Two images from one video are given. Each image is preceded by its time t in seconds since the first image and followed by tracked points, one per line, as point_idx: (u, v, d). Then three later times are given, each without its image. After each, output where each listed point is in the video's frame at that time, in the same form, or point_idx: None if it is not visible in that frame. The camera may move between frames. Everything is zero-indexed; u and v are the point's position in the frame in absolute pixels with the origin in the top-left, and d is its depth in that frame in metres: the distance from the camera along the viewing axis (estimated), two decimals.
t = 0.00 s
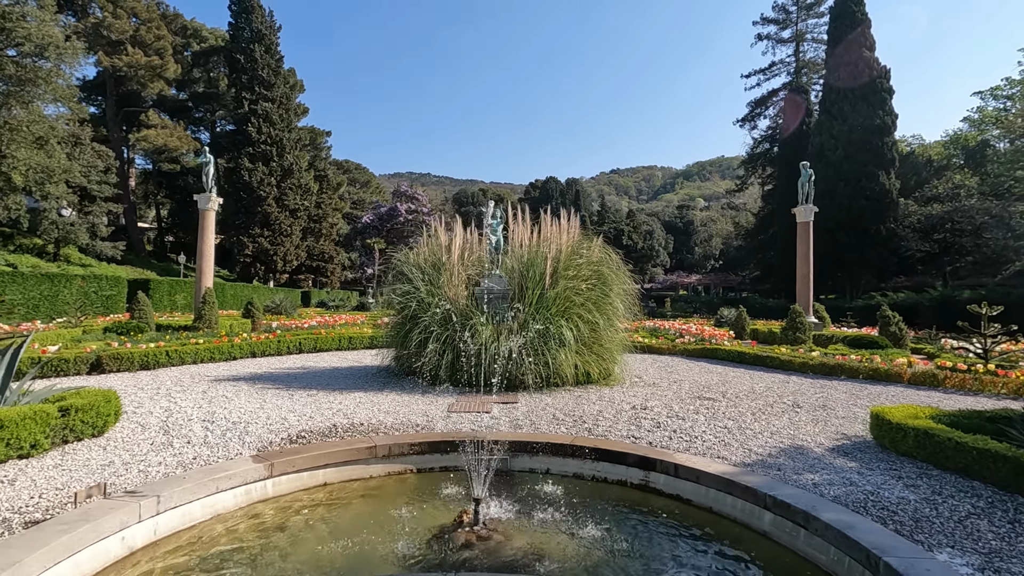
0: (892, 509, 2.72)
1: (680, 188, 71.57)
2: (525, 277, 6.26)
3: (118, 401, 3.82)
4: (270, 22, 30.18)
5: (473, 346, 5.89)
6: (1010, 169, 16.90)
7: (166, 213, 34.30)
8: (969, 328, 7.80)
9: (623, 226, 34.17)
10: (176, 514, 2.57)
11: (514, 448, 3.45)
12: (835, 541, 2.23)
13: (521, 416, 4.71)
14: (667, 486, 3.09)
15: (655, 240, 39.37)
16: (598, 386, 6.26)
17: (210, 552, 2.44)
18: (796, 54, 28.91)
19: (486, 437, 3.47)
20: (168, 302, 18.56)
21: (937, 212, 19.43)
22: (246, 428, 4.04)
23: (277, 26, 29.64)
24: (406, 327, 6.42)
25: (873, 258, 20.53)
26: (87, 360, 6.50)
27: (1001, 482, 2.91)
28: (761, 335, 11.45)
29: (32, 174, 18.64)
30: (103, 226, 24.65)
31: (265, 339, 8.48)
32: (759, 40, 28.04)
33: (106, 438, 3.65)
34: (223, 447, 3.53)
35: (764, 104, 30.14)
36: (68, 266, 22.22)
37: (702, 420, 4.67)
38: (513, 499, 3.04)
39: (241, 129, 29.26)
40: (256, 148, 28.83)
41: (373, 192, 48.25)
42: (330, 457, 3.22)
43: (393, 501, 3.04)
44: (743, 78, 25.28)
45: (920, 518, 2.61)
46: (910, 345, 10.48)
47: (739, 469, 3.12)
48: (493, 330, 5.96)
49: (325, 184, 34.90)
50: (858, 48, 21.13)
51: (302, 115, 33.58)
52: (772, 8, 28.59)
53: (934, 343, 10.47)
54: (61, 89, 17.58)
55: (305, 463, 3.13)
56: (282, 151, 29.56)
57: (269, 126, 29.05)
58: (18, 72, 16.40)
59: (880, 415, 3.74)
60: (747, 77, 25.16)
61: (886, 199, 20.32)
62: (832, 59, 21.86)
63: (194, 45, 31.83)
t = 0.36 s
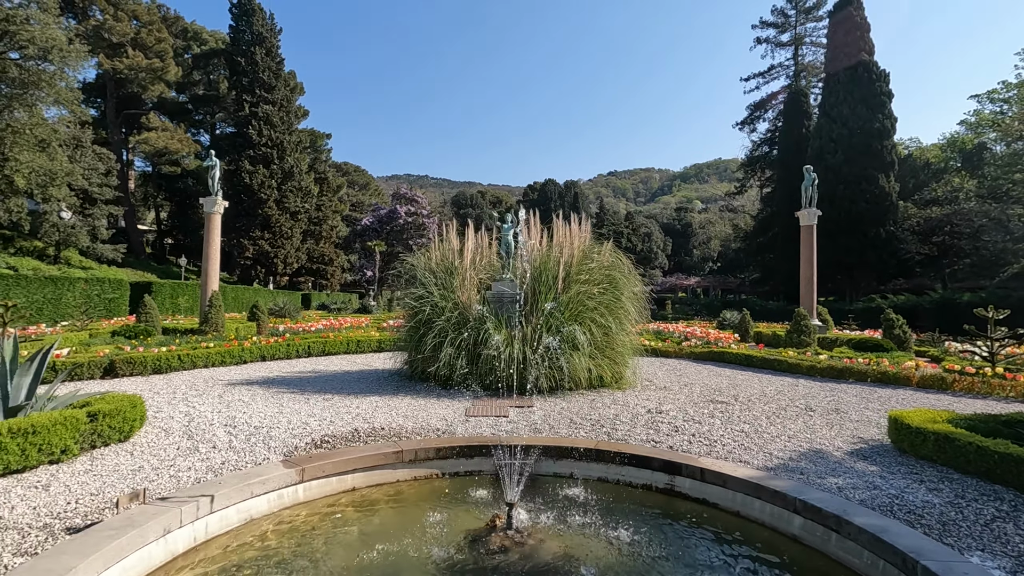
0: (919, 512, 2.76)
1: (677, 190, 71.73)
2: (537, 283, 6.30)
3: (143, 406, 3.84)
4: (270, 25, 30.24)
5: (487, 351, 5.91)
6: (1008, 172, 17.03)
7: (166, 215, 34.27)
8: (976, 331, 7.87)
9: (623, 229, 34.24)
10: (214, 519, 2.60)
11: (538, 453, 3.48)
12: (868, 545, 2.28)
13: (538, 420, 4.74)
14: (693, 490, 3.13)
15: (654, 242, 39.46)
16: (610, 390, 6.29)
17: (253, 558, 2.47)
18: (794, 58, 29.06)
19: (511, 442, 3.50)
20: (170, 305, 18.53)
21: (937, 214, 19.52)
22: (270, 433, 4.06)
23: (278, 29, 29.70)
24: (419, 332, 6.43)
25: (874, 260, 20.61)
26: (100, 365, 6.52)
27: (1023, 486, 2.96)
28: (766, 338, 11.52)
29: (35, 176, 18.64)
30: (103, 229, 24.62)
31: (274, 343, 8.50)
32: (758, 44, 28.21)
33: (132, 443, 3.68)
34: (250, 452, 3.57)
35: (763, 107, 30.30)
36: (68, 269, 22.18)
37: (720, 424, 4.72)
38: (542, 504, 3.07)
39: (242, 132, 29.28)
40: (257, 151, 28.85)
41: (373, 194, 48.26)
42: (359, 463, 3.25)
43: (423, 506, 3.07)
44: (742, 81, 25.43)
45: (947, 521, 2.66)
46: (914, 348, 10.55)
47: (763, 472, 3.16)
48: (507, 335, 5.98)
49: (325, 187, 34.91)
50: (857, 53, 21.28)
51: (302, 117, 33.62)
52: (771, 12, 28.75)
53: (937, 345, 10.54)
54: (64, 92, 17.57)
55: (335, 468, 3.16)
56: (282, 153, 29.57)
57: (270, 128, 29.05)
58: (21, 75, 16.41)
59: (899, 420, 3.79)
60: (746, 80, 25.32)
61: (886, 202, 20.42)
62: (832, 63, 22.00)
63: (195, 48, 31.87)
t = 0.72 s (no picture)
0: (938, 509, 2.84)
1: (676, 192, 71.93)
2: (549, 285, 6.38)
3: (170, 406, 3.91)
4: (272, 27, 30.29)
5: (502, 351, 5.98)
6: (1007, 175, 17.16)
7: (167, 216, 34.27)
8: (980, 333, 7.96)
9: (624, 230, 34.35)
10: (254, 517, 2.66)
11: (561, 452, 3.54)
12: (895, 540, 2.36)
13: (556, 420, 4.81)
14: (716, 488, 3.20)
15: (653, 244, 39.56)
16: (621, 391, 6.36)
17: (296, 553, 2.54)
18: (794, 60, 29.20)
19: (535, 442, 3.57)
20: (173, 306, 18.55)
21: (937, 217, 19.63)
22: (295, 432, 4.13)
23: (280, 31, 29.77)
24: (433, 333, 6.50)
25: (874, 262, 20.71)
26: (117, 366, 6.58)
27: None
28: (770, 339, 11.61)
29: (40, 178, 18.67)
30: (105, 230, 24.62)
31: (285, 344, 8.57)
32: (758, 47, 28.36)
33: (161, 442, 3.74)
34: (278, 451, 3.63)
35: (763, 110, 30.43)
36: (71, 270, 22.18)
37: (734, 424, 4.80)
38: (569, 502, 3.13)
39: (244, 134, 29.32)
40: (258, 152, 28.90)
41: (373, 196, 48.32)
42: (388, 462, 3.32)
43: (452, 504, 3.13)
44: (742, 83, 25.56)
45: (967, 517, 2.74)
46: (917, 350, 10.63)
47: (784, 471, 3.23)
48: (521, 335, 6.05)
49: (326, 188, 34.95)
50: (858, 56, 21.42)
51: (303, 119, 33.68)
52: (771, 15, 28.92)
53: (940, 347, 10.64)
54: (69, 93, 17.61)
55: (365, 467, 3.23)
56: (284, 155, 29.61)
57: (271, 130, 29.10)
58: (27, 77, 16.46)
59: (913, 420, 3.87)
60: (746, 83, 25.44)
61: (886, 204, 20.53)
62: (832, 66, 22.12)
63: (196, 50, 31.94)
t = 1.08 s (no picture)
0: (956, 505, 2.93)
1: (674, 190, 72.02)
2: (562, 284, 6.44)
3: (199, 408, 3.98)
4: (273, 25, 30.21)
5: (517, 351, 6.04)
6: (1006, 174, 17.26)
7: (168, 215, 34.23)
8: (985, 331, 8.06)
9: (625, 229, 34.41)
10: (294, 514, 2.73)
11: (585, 451, 3.62)
12: (919, 535, 2.44)
13: (573, 419, 4.89)
14: (738, 485, 3.28)
15: (653, 242, 39.63)
16: (633, 390, 6.43)
17: (336, 548, 2.61)
18: (795, 59, 29.26)
19: (558, 440, 3.64)
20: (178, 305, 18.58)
21: (938, 215, 19.74)
22: (320, 431, 4.19)
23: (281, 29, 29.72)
24: (447, 333, 6.56)
25: (875, 261, 20.80)
26: (133, 365, 6.65)
27: None
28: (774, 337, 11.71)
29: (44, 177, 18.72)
30: (107, 228, 24.60)
31: (296, 343, 8.64)
32: (758, 45, 28.41)
33: (190, 441, 3.80)
34: (306, 450, 3.69)
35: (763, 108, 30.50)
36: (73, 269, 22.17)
37: (749, 422, 4.87)
38: (596, 498, 3.22)
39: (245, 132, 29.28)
40: (260, 151, 28.88)
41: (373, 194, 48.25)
42: (417, 460, 3.39)
43: (482, 501, 3.19)
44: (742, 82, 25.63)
45: (986, 513, 2.82)
46: (920, 348, 10.74)
47: (804, 468, 3.32)
48: (535, 335, 6.11)
49: (327, 186, 34.93)
50: (859, 55, 21.52)
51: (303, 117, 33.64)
52: (772, 13, 28.94)
53: (944, 345, 10.74)
54: (73, 92, 17.65)
55: (396, 465, 3.29)
56: (285, 153, 29.60)
57: (273, 128, 29.11)
58: (31, 76, 16.49)
59: (927, 418, 3.95)
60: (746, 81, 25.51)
61: (886, 203, 20.62)
62: (834, 65, 22.19)
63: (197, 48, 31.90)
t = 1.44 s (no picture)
0: (982, 497, 2.96)
1: (672, 189, 72.16)
2: (574, 281, 6.44)
3: (221, 403, 3.99)
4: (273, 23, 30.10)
5: (530, 348, 6.04)
6: (1006, 173, 17.34)
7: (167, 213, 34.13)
8: (991, 329, 8.11)
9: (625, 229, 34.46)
10: (327, 507, 2.74)
11: (607, 446, 3.63)
12: (951, 526, 2.47)
13: (590, 415, 4.90)
14: (763, 479, 3.30)
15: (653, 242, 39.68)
16: (646, 386, 6.43)
17: (374, 541, 2.62)
18: (795, 59, 29.32)
19: (581, 436, 3.65)
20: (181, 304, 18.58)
21: (938, 215, 19.82)
22: (340, 427, 4.20)
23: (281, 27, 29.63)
24: (460, 331, 6.56)
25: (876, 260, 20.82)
26: (144, 362, 6.63)
27: None
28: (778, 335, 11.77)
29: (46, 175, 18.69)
30: (107, 227, 24.52)
31: (305, 341, 8.65)
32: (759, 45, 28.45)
33: (212, 437, 3.80)
34: (330, 445, 3.70)
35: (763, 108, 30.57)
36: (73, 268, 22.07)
37: (765, 419, 4.90)
38: (623, 493, 3.23)
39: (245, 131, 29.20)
40: (260, 149, 28.80)
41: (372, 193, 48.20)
42: (443, 455, 3.41)
43: (509, 495, 3.21)
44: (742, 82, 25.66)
45: (1013, 505, 2.85)
46: (925, 346, 10.79)
47: (828, 462, 3.34)
48: (548, 331, 6.12)
49: (327, 185, 34.86)
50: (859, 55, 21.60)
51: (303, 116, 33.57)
52: (772, 13, 28.99)
53: (948, 343, 10.79)
54: (75, 91, 17.66)
55: (423, 459, 3.31)
56: (285, 152, 29.52)
57: (273, 127, 29.03)
58: (33, 74, 16.47)
59: (946, 413, 3.98)
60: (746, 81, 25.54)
61: (887, 203, 20.64)
62: (835, 64, 22.26)
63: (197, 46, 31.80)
